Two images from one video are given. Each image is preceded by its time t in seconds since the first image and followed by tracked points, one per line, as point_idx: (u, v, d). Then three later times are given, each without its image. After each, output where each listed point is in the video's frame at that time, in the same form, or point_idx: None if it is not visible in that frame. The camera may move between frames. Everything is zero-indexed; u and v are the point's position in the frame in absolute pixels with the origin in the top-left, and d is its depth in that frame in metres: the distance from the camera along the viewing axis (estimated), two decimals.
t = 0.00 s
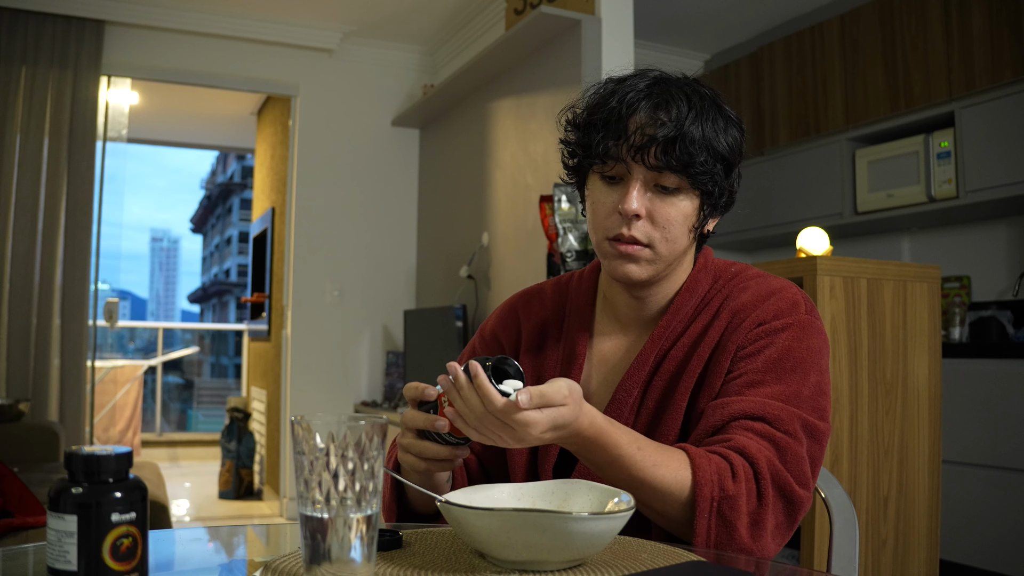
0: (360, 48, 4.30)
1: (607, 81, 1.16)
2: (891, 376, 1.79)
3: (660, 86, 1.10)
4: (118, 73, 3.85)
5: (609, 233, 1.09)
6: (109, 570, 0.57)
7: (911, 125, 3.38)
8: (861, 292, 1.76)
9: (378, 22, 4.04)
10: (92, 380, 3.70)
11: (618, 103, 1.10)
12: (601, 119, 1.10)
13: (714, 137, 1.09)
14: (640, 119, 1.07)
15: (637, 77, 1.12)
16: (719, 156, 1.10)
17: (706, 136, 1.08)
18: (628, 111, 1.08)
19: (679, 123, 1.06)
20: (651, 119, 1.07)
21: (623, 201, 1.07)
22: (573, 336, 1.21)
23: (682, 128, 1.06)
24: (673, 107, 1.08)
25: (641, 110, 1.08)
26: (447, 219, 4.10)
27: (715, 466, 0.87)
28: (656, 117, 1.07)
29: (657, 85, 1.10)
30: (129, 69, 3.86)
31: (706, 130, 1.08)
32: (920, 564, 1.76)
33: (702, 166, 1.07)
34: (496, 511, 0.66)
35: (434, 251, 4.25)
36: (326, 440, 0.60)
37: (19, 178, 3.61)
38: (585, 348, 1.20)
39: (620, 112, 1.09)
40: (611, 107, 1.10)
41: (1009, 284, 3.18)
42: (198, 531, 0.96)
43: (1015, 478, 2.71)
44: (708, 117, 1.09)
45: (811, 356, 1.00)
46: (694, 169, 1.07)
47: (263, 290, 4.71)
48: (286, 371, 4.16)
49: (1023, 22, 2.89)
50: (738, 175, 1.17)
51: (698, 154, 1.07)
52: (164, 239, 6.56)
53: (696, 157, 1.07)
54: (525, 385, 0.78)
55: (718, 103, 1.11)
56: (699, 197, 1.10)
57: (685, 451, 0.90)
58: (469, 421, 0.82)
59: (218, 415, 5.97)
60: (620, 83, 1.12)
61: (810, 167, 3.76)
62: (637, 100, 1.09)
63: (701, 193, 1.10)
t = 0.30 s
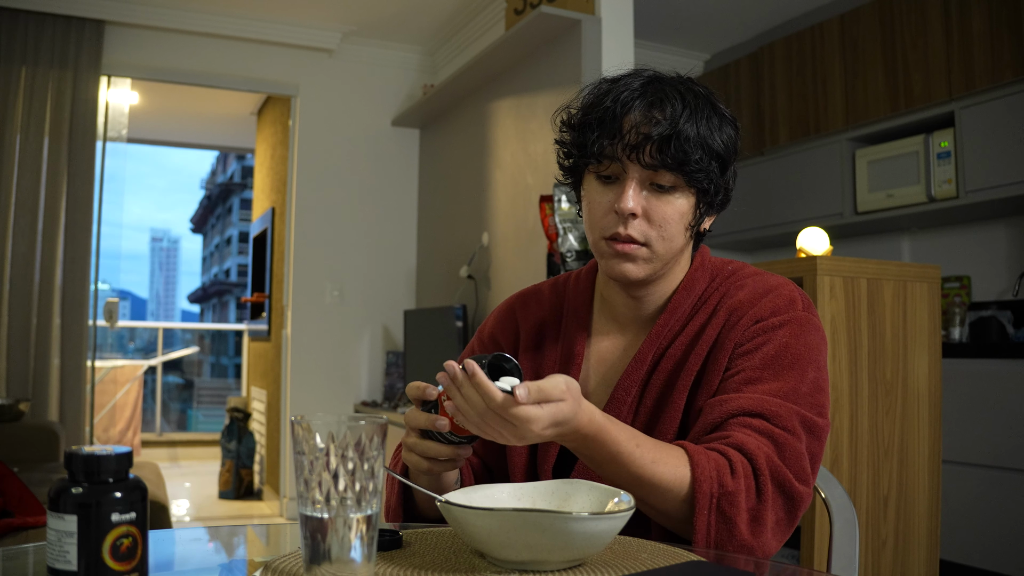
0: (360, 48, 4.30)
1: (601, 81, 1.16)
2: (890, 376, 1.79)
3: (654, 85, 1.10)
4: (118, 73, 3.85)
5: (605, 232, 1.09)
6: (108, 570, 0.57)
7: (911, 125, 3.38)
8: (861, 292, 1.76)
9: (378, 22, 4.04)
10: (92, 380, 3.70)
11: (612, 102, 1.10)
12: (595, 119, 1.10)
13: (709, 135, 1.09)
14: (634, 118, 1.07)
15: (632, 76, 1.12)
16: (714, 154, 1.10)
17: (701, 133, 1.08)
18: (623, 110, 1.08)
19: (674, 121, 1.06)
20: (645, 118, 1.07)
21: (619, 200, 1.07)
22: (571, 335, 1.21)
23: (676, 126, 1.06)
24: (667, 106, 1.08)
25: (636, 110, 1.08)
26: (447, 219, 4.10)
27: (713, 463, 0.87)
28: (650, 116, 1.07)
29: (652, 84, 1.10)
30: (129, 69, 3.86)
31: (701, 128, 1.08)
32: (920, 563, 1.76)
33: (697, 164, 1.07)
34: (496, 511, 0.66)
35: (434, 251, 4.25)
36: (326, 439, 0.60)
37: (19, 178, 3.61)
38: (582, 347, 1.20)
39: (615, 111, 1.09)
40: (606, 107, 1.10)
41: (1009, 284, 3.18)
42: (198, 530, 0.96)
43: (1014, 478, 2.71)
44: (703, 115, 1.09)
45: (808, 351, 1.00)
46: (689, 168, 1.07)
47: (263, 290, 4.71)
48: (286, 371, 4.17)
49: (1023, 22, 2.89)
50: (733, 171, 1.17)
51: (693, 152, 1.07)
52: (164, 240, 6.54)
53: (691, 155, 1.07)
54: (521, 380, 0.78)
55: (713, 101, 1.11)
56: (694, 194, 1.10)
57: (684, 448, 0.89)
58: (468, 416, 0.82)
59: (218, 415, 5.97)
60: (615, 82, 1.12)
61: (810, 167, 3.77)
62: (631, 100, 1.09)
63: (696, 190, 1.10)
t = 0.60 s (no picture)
0: (360, 48, 4.30)
1: (599, 81, 1.16)
2: (890, 376, 1.79)
3: (651, 86, 1.10)
4: (119, 73, 3.85)
5: (603, 234, 1.08)
6: (108, 570, 0.57)
7: (911, 125, 3.38)
8: (861, 292, 1.76)
9: (378, 22, 4.04)
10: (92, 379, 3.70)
11: (610, 104, 1.10)
12: (593, 120, 1.10)
13: (706, 136, 1.09)
14: (632, 119, 1.07)
15: (630, 76, 1.12)
16: (712, 155, 1.10)
17: (699, 134, 1.08)
18: (620, 111, 1.08)
19: (671, 122, 1.06)
20: (643, 119, 1.07)
21: (616, 202, 1.07)
22: (569, 335, 1.21)
23: (674, 127, 1.06)
24: (665, 106, 1.08)
25: (634, 110, 1.07)
26: (447, 219, 4.11)
27: (712, 473, 0.88)
28: (648, 117, 1.07)
29: (649, 85, 1.10)
30: (129, 69, 3.87)
31: (699, 129, 1.08)
32: (920, 563, 1.76)
33: (695, 165, 1.07)
34: (496, 511, 0.66)
35: (434, 250, 4.25)
36: (327, 440, 0.60)
37: (19, 178, 3.60)
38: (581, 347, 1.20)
39: (612, 112, 1.09)
40: (604, 108, 1.10)
41: (1009, 284, 3.18)
42: (198, 530, 0.96)
43: (1014, 478, 2.71)
44: (702, 116, 1.09)
45: (805, 356, 1.00)
46: (687, 168, 1.07)
47: (263, 290, 4.71)
48: (286, 370, 4.17)
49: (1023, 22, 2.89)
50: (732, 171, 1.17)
51: (692, 153, 1.07)
52: (164, 240, 6.52)
53: (689, 156, 1.07)
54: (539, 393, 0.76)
55: (711, 102, 1.11)
56: (692, 194, 1.10)
57: (683, 457, 0.89)
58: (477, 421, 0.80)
59: (217, 415, 5.97)
60: (613, 83, 1.12)
61: (810, 167, 3.77)
62: (629, 100, 1.09)
63: (694, 191, 1.10)
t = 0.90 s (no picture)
0: (360, 48, 4.30)
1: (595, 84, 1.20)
2: (891, 376, 1.79)
3: (644, 80, 1.13)
4: (119, 73, 3.85)
5: (598, 223, 1.10)
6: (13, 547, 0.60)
7: (911, 125, 3.38)
8: (861, 292, 1.76)
9: (378, 22, 4.04)
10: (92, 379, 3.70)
11: (604, 98, 1.13)
12: (587, 116, 1.14)
13: (699, 127, 1.11)
14: (624, 110, 1.10)
15: (624, 76, 1.16)
16: (707, 146, 1.11)
17: (691, 124, 1.10)
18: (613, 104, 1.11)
19: (662, 111, 1.09)
20: (634, 109, 1.10)
21: (608, 191, 1.09)
22: (580, 330, 1.22)
23: (665, 116, 1.08)
24: (656, 98, 1.10)
25: (625, 102, 1.10)
26: (447, 219, 4.11)
27: (730, 457, 0.90)
28: (638, 107, 1.09)
29: (643, 79, 1.13)
30: (129, 69, 3.87)
31: (690, 118, 1.10)
32: (920, 563, 1.76)
33: (686, 152, 1.09)
34: (497, 511, 0.66)
35: (434, 250, 4.25)
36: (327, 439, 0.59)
37: (19, 179, 3.60)
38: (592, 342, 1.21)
39: (604, 105, 1.12)
40: (597, 103, 1.14)
41: (1009, 284, 3.18)
42: (198, 530, 0.96)
43: (1014, 478, 2.71)
44: (693, 107, 1.11)
45: (824, 352, 1.02)
46: (678, 156, 1.09)
47: (264, 290, 4.71)
48: (286, 370, 4.17)
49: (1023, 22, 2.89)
50: (732, 167, 1.17)
51: (682, 140, 1.08)
52: (164, 240, 6.41)
53: (681, 143, 1.08)
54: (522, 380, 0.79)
55: (705, 96, 1.14)
56: (685, 183, 1.11)
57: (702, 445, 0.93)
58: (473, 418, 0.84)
59: (217, 415, 5.98)
60: (607, 82, 1.17)
61: (810, 167, 3.77)
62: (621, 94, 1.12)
63: (687, 180, 1.11)
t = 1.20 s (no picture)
0: (360, 48, 4.30)
1: (586, 88, 1.21)
2: (891, 376, 1.79)
3: (635, 82, 1.14)
4: (119, 73, 3.85)
5: (595, 225, 1.10)
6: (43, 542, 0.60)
7: (911, 125, 3.38)
8: (861, 292, 1.76)
9: (379, 23, 4.04)
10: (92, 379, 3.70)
11: (596, 102, 1.14)
12: (579, 120, 1.15)
13: (692, 126, 1.11)
14: (616, 112, 1.11)
15: (615, 78, 1.17)
16: (699, 144, 1.12)
17: (683, 123, 1.10)
18: (605, 106, 1.12)
19: (654, 112, 1.09)
20: (626, 111, 1.10)
21: (605, 192, 1.09)
22: (578, 330, 1.22)
23: (656, 116, 1.09)
24: (648, 99, 1.11)
25: (616, 104, 1.11)
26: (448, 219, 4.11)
27: (741, 458, 0.90)
28: (630, 108, 1.10)
29: (634, 81, 1.14)
30: (129, 69, 3.87)
31: (682, 118, 1.11)
32: (920, 563, 1.76)
33: (680, 150, 1.09)
34: (498, 511, 0.66)
35: (434, 250, 4.25)
36: (326, 440, 0.60)
37: (19, 179, 3.60)
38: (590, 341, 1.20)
39: (597, 109, 1.13)
40: (589, 106, 1.14)
41: (1009, 285, 3.19)
42: (198, 530, 0.96)
43: (1014, 478, 2.71)
44: (685, 107, 1.12)
45: (823, 350, 1.03)
46: (671, 155, 1.09)
47: (263, 290, 4.71)
48: (286, 370, 4.17)
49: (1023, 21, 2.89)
50: (726, 166, 1.18)
51: (675, 139, 1.09)
52: (164, 239, 6.43)
53: (674, 143, 1.09)
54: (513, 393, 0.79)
55: (696, 96, 1.14)
56: (680, 182, 1.11)
57: (712, 447, 0.93)
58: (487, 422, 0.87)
59: (218, 415, 5.98)
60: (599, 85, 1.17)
61: (809, 167, 3.77)
62: (613, 97, 1.13)
63: (681, 178, 1.11)
